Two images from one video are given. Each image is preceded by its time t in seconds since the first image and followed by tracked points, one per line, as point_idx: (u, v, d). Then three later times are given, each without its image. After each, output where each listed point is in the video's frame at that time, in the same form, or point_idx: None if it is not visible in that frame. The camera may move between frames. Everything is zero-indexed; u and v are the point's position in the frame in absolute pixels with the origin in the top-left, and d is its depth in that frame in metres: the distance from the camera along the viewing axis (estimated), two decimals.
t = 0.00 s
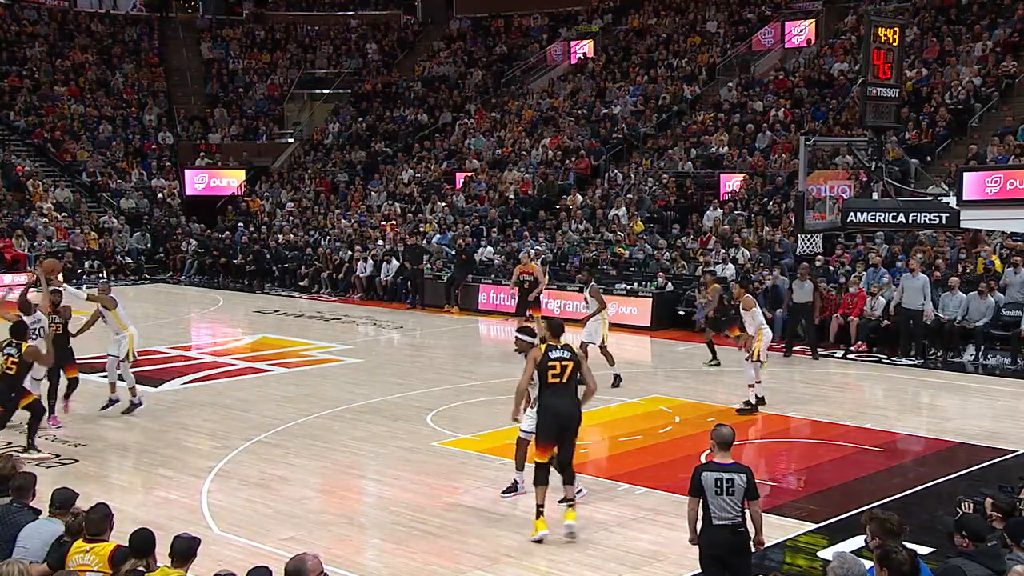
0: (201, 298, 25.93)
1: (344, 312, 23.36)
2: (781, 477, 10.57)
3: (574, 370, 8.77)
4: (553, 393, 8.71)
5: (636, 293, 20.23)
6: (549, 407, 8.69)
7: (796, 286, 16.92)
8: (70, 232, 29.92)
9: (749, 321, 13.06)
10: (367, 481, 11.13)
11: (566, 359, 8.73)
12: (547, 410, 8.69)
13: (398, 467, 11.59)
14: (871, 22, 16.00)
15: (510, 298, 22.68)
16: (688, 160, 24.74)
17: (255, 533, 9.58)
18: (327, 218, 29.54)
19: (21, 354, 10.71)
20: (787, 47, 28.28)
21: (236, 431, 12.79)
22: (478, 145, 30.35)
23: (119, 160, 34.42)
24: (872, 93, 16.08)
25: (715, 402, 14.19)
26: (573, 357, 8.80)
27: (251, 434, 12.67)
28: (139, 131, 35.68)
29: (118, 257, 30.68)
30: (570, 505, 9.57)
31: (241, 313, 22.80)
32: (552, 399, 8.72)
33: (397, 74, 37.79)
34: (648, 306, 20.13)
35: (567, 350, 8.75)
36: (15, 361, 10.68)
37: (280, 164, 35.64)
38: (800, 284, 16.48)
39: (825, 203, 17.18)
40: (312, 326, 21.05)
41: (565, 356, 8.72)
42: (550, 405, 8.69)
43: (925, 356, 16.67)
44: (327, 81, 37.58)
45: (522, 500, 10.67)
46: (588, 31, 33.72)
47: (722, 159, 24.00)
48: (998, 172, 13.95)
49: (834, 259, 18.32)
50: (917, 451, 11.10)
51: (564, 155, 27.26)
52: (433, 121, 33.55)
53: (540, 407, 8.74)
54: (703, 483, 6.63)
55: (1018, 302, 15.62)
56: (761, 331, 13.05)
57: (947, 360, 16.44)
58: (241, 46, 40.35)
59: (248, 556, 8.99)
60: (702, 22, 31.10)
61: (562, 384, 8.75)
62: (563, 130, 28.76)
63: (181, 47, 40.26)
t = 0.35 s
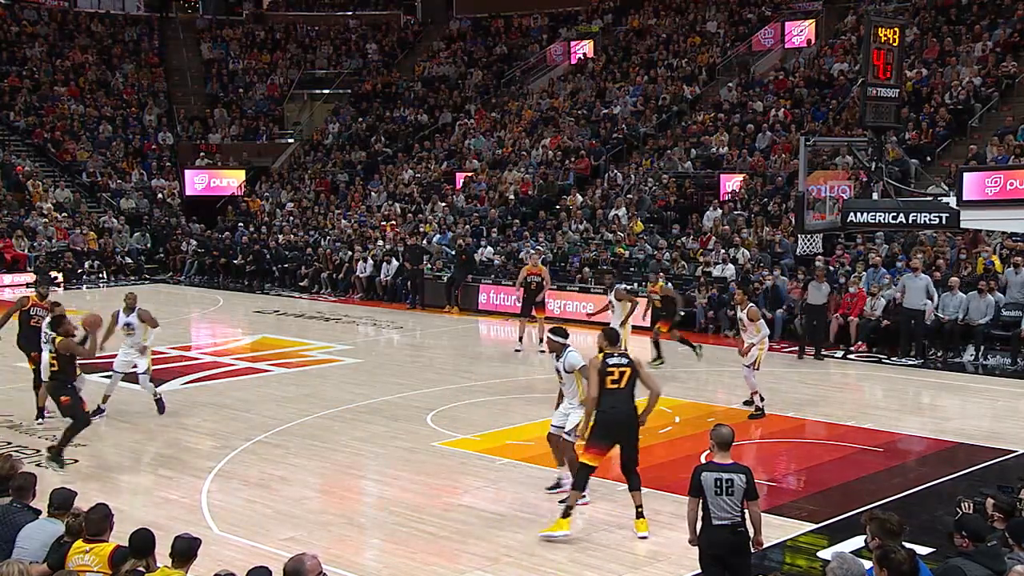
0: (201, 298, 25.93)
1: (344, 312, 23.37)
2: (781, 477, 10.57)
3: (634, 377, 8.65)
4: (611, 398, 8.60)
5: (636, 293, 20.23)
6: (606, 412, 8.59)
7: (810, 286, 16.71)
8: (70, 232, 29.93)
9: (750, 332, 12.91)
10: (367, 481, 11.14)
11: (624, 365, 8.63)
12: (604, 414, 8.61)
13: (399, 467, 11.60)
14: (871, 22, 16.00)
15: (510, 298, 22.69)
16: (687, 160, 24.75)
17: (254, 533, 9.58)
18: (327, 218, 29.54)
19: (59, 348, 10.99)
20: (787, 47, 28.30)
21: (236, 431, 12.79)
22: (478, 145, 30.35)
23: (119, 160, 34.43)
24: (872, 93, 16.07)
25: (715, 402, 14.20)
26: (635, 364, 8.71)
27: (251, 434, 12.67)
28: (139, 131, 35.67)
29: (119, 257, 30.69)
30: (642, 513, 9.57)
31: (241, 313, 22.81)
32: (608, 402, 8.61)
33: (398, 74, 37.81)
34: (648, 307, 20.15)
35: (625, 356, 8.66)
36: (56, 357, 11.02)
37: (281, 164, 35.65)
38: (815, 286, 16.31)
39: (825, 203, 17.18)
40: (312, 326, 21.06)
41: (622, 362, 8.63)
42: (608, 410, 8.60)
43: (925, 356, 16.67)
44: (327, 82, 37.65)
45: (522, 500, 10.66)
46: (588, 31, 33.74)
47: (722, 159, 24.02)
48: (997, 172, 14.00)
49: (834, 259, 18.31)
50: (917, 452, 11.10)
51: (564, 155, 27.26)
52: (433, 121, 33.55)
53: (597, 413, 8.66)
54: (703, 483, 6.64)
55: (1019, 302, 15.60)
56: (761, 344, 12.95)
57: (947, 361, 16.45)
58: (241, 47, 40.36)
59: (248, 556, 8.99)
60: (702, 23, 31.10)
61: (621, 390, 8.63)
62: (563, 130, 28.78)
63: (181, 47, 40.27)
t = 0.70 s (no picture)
0: (200, 298, 25.92)
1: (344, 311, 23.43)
2: (781, 478, 10.57)
3: (684, 366, 8.88)
4: (666, 389, 8.81)
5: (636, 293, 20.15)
6: (665, 404, 8.79)
7: (824, 290, 16.54)
8: (70, 233, 29.94)
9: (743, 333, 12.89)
10: (367, 481, 11.14)
11: (672, 356, 8.87)
12: (663, 406, 8.80)
13: (398, 467, 11.60)
14: (871, 22, 15.98)
15: (511, 299, 22.68)
16: (687, 161, 24.72)
17: (254, 533, 9.59)
18: (327, 219, 29.53)
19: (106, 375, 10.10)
20: (787, 47, 28.37)
21: (236, 431, 12.80)
22: (478, 145, 30.34)
23: (118, 160, 34.46)
24: (872, 93, 16.06)
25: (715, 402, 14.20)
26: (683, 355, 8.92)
27: (251, 434, 12.67)
28: (138, 131, 35.68)
29: (119, 257, 30.69)
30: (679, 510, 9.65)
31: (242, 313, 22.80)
32: (667, 394, 8.81)
33: (397, 74, 37.82)
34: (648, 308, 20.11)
35: (671, 348, 8.92)
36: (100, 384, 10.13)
37: (281, 164, 35.65)
38: (831, 292, 16.22)
39: (825, 203, 17.18)
40: (312, 326, 21.10)
41: (671, 353, 8.87)
42: (668, 401, 8.80)
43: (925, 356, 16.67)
44: (327, 82, 37.64)
45: (522, 500, 10.67)
46: (588, 31, 33.77)
47: (723, 159, 24.01)
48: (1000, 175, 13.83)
49: (834, 259, 18.30)
50: (918, 452, 11.10)
51: (564, 155, 27.27)
52: (433, 121, 33.54)
53: (656, 406, 8.83)
54: (703, 483, 6.62)
55: (1018, 302, 15.58)
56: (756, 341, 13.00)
57: (947, 361, 16.45)
58: (241, 46, 40.30)
59: (248, 557, 8.99)
60: (702, 23, 31.09)
61: (676, 379, 8.86)
62: (563, 130, 28.78)
63: (181, 47, 40.27)
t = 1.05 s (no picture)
0: (201, 300, 25.91)
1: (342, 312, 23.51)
2: (781, 479, 10.57)
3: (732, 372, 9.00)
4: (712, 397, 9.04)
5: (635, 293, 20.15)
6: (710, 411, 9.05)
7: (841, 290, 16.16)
8: (70, 233, 29.96)
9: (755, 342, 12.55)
10: (367, 482, 11.14)
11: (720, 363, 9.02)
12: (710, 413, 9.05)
13: (398, 468, 11.60)
14: (870, 23, 16.01)
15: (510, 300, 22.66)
16: (687, 161, 24.66)
17: (254, 534, 9.58)
18: (326, 220, 29.52)
19: (123, 321, 10.86)
20: (787, 49, 28.46)
21: (236, 431, 12.80)
22: (478, 146, 30.33)
23: (118, 161, 34.46)
24: (871, 94, 16.08)
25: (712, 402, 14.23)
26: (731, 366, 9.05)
27: (251, 435, 12.68)
28: (138, 133, 35.70)
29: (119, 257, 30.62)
30: (762, 494, 9.71)
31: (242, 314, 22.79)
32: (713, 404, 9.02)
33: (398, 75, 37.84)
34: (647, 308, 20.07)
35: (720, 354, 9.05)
36: (117, 330, 10.81)
37: (281, 165, 35.64)
38: (848, 291, 15.81)
39: (825, 205, 17.13)
40: (312, 326, 21.16)
41: (719, 360, 9.02)
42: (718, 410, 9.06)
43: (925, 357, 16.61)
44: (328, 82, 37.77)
45: (522, 502, 10.68)
46: (588, 32, 33.82)
47: (722, 160, 23.96)
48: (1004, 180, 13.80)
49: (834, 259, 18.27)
50: (917, 453, 11.09)
51: (563, 156, 27.27)
52: (432, 122, 33.54)
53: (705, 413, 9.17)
54: (703, 483, 6.62)
55: (1018, 303, 15.56)
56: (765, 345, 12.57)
57: (947, 362, 16.38)
58: (240, 47, 40.27)
59: (248, 558, 8.99)
60: (702, 24, 31.07)
61: (719, 388, 8.98)
62: (563, 131, 28.78)
63: (181, 48, 40.31)
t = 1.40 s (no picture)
0: (213, 301, 26.43)
1: (348, 313, 24.04)
2: (771, 474, 11.01)
3: (740, 366, 9.92)
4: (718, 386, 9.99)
5: (631, 295, 20.68)
6: (715, 401, 10.02)
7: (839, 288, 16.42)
8: (91, 238, 30.61)
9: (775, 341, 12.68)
10: (373, 477, 11.59)
11: (730, 357, 9.95)
12: (715, 404, 10.00)
13: (402, 463, 12.06)
14: (853, 36, 16.35)
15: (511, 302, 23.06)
16: (679, 168, 25.08)
17: (264, 526, 10.05)
18: (332, 225, 30.06)
19: (148, 342, 10.39)
20: (775, 61, 28.85)
21: (248, 428, 13.27)
22: (478, 154, 30.84)
23: (135, 169, 35.13)
24: (856, 105, 16.55)
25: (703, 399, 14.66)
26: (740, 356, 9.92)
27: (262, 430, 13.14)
28: (154, 141, 36.37)
29: (135, 261, 30.95)
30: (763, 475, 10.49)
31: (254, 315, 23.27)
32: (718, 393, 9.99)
33: (402, 84, 38.36)
34: (642, 309, 20.55)
35: (731, 348, 9.96)
36: (144, 351, 10.38)
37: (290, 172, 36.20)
38: (847, 291, 16.05)
39: (812, 211, 16.88)
40: (320, 326, 21.68)
41: (729, 354, 9.95)
42: (721, 399, 9.97)
43: (908, 357, 17.01)
44: (335, 93, 37.81)
45: (522, 496, 11.13)
46: (585, 45, 34.47)
47: (714, 167, 24.07)
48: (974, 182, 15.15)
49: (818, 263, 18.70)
50: (902, 448, 11.54)
51: (561, 162, 27.81)
52: (435, 131, 33.97)
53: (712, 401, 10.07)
54: (696, 478, 7.08)
55: (995, 303, 16.04)
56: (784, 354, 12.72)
57: (928, 362, 16.75)
58: (252, 60, 40.94)
59: (260, 548, 9.45)
60: (693, 37, 31.58)
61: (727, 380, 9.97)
62: (560, 140, 29.30)
63: (196, 61, 41.11)
